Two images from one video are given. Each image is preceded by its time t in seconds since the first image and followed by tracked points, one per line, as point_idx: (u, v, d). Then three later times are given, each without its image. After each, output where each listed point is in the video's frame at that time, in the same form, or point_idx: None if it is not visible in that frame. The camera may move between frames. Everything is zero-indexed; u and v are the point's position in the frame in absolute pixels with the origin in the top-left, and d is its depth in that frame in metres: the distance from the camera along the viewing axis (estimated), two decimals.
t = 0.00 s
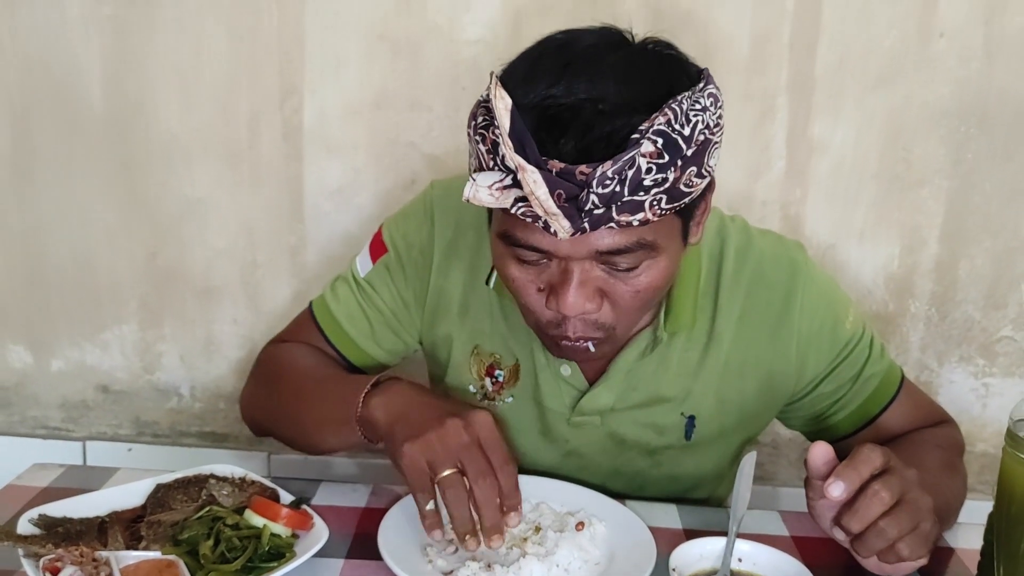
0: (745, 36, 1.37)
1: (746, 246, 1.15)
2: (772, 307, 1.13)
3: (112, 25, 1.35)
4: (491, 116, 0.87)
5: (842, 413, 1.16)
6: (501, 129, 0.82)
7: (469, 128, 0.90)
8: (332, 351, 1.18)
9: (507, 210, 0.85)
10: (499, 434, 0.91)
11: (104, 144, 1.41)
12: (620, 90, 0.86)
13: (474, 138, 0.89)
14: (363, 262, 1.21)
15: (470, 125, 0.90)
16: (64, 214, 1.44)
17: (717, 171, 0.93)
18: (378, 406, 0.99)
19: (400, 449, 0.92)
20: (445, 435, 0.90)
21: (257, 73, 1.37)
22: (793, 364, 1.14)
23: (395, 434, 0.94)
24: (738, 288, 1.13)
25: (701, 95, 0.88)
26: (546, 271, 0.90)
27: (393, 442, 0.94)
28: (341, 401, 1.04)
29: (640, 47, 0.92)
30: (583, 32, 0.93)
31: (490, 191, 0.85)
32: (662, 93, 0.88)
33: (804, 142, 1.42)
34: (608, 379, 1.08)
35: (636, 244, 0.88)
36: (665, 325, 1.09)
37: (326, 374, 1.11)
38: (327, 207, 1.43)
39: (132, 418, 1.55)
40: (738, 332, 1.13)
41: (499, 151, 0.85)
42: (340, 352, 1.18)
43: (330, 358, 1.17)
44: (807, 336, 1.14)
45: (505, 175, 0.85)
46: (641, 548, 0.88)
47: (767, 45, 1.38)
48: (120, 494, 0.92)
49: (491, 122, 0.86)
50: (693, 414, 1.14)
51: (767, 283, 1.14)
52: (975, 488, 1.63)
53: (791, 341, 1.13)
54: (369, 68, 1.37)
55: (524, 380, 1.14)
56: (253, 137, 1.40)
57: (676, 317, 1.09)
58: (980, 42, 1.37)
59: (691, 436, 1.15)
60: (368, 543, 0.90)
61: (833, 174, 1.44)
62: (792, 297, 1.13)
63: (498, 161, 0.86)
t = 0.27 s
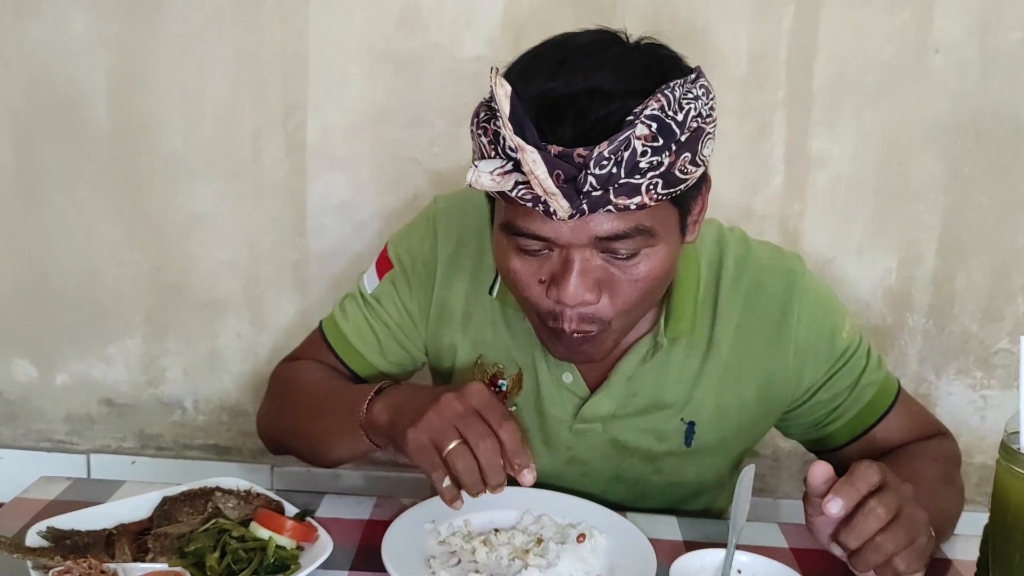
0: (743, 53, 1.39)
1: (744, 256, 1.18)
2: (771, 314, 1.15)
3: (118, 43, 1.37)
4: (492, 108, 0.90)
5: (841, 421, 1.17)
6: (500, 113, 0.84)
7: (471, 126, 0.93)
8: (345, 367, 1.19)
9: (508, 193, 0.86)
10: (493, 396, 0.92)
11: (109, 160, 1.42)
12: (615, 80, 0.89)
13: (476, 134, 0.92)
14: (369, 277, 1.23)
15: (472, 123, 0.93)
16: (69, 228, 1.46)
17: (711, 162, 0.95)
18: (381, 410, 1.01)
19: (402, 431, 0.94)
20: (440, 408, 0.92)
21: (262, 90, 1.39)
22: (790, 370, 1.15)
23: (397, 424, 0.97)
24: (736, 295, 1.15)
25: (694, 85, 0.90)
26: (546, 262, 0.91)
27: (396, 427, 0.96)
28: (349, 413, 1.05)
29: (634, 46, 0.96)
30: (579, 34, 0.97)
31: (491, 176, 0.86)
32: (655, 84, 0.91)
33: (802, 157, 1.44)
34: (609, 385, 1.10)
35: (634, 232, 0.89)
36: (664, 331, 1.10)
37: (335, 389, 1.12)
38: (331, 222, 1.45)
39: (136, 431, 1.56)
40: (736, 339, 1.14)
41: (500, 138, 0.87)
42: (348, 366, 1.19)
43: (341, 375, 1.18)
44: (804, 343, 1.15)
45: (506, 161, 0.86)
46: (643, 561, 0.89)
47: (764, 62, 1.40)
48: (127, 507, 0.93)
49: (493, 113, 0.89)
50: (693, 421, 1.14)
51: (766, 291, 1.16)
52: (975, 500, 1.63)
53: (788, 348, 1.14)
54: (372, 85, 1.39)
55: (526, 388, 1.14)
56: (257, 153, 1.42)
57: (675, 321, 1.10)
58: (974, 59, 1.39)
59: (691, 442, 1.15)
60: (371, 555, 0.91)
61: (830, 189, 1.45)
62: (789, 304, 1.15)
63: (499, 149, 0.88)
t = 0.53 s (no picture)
0: (744, 56, 1.39)
1: (745, 255, 1.18)
2: (772, 313, 1.15)
3: (119, 47, 1.37)
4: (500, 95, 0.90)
5: (843, 422, 1.16)
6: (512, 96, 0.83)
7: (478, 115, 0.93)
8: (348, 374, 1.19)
9: (519, 175, 0.86)
10: (499, 436, 0.93)
11: (109, 163, 1.42)
12: (622, 64, 0.90)
13: (483, 122, 0.92)
14: (371, 282, 1.23)
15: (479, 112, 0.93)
16: (69, 232, 1.45)
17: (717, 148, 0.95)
18: (383, 421, 1.01)
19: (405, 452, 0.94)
20: (447, 441, 0.92)
21: (262, 93, 1.39)
22: (791, 370, 1.15)
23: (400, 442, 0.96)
24: (737, 294, 1.15)
25: (700, 70, 0.90)
26: (556, 249, 0.91)
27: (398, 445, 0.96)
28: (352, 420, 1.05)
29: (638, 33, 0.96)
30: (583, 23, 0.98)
31: (503, 159, 0.86)
32: (661, 68, 0.91)
33: (803, 160, 1.44)
34: (610, 386, 1.09)
35: (645, 218, 0.89)
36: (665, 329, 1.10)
37: (337, 395, 1.12)
38: (331, 225, 1.45)
39: (135, 435, 1.55)
40: (737, 339, 1.14)
41: (509, 122, 0.87)
42: (351, 371, 1.19)
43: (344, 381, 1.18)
44: (805, 343, 1.15)
45: (517, 143, 0.87)
46: (644, 564, 0.88)
47: (765, 65, 1.40)
48: (126, 511, 0.92)
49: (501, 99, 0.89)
50: (695, 420, 1.14)
51: (767, 290, 1.16)
52: (977, 505, 1.63)
53: (789, 348, 1.14)
54: (373, 88, 1.39)
55: (528, 390, 1.14)
56: (257, 156, 1.42)
57: (678, 320, 1.10)
58: (975, 63, 1.38)
59: (693, 443, 1.15)
60: (371, 560, 0.91)
61: (831, 193, 1.45)
62: (790, 303, 1.15)
63: (509, 132, 0.88)
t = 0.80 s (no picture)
0: (745, 55, 1.39)
1: (748, 250, 1.17)
2: (774, 309, 1.14)
3: (119, 45, 1.37)
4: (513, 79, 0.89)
5: (844, 418, 1.16)
6: (532, 78, 0.83)
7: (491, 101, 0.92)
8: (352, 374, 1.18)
9: (537, 157, 0.85)
10: (507, 429, 0.92)
11: (109, 162, 1.42)
12: (635, 50, 0.90)
13: (497, 108, 0.91)
14: (373, 280, 1.22)
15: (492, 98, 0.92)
16: (68, 230, 1.45)
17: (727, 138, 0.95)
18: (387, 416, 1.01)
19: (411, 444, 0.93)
20: (454, 433, 0.90)
21: (262, 92, 1.38)
22: (793, 366, 1.14)
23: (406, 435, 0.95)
24: (740, 289, 1.14)
25: (714, 59, 0.90)
26: (568, 236, 0.91)
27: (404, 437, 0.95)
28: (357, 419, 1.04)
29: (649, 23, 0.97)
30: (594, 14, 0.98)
31: (520, 141, 0.86)
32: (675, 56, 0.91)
33: (804, 159, 1.43)
34: (613, 381, 1.09)
35: (657, 203, 0.89)
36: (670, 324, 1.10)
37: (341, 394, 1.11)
38: (331, 224, 1.44)
39: (134, 434, 1.55)
40: (740, 334, 1.13)
41: (526, 106, 0.86)
42: (355, 369, 1.18)
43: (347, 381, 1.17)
44: (808, 339, 1.14)
45: (535, 127, 0.86)
46: (644, 563, 0.88)
47: (766, 64, 1.39)
48: (124, 509, 0.92)
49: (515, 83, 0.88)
50: (697, 415, 1.13)
51: (769, 285, 1.15)
52: (978, 506, 1.62)
53: (791, 344, 1.13)
54: (373, 87, 1.38)
55: (531, 386, 1.13)
56: (257, 155, 1.41)
57: (682, 314, 1.10)
58: (978, 62, 1.38)
59: (695, 438, 1.14)
60: (369, 559, 0.90)
61: (832, 192, 1.45)
62: (793, 299, 1.14)
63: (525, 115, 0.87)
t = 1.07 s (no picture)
0: (744, 56, 1.39)
1: (749, 250, 1.18)
2: (775, 308, 1.15)
3: (120, 46, 1.37)
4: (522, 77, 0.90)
5: (844, 417, 1.16)
6: (543, 74, 0.85)
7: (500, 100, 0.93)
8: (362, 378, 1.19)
9: (550, 155, 0.86)
10: (502, 439, 0.91)
11: (110, 163, 1.42)
12: (643, 47, 0.91)
13: (506, 106, 0.92)
14: (378, 281, 1.22)
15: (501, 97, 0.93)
16: (70, 231, 1.45)
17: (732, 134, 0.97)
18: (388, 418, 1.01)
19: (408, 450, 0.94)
20: (450, 439, 0.91)
21: (263, 93, 1.39)
22: (794, 365, 1.14)
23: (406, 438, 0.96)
24: (741, 289, 1.15)
25: (719, 55, 0.92)
26: (578, 232, 0.91)
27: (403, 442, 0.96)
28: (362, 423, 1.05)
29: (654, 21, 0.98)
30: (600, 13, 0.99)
31: (532, 139, 0.87)
32: (682, 53, 0.93)
33: (803, 160, 1.44)
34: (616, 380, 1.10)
35: (666, 198, 0.90)
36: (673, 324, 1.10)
37: (347, 397, 1.11)
38: (332, 224, 1.45)
39: (135, 434, 1.55)
40: (742, 333, 1.14)
41: (537, 103, 0.87)
42: (361, 370, 1.18)
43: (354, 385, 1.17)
44: (808, 338, 1.14)
45: (546, 124, 0.87)
46: (644, 564, 0.88)
47: (766, 65, 1.40)
48: (125, 509, 0.92)
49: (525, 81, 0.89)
50: (699, 414, 1.13)
51: (770, 285, 1.16)
52: (978, 506, 1.62)
53: (792, 343, 1.14)
54: (373, 87, 1.39)
55: (534, 385, 1.14)
56: (258, 155, 1.42)
57: (684, 313, 1.11)
58: (977, 63, 1.38)
59: (697, 436, 1.14)
60: (370, 558, 0.90)
61: (832, 193, 1.45)
62: (793, 298, 1.14)
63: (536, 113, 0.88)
